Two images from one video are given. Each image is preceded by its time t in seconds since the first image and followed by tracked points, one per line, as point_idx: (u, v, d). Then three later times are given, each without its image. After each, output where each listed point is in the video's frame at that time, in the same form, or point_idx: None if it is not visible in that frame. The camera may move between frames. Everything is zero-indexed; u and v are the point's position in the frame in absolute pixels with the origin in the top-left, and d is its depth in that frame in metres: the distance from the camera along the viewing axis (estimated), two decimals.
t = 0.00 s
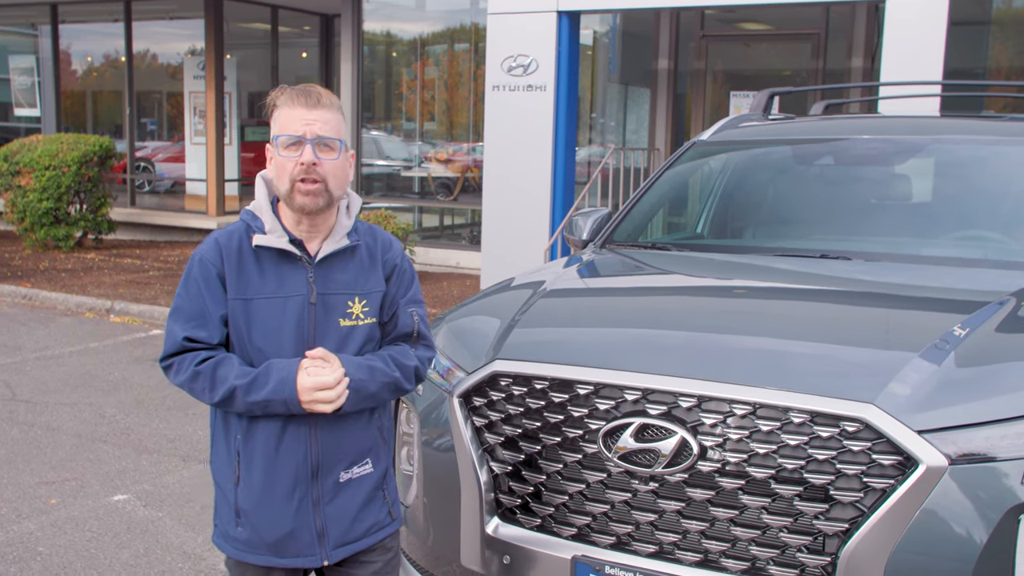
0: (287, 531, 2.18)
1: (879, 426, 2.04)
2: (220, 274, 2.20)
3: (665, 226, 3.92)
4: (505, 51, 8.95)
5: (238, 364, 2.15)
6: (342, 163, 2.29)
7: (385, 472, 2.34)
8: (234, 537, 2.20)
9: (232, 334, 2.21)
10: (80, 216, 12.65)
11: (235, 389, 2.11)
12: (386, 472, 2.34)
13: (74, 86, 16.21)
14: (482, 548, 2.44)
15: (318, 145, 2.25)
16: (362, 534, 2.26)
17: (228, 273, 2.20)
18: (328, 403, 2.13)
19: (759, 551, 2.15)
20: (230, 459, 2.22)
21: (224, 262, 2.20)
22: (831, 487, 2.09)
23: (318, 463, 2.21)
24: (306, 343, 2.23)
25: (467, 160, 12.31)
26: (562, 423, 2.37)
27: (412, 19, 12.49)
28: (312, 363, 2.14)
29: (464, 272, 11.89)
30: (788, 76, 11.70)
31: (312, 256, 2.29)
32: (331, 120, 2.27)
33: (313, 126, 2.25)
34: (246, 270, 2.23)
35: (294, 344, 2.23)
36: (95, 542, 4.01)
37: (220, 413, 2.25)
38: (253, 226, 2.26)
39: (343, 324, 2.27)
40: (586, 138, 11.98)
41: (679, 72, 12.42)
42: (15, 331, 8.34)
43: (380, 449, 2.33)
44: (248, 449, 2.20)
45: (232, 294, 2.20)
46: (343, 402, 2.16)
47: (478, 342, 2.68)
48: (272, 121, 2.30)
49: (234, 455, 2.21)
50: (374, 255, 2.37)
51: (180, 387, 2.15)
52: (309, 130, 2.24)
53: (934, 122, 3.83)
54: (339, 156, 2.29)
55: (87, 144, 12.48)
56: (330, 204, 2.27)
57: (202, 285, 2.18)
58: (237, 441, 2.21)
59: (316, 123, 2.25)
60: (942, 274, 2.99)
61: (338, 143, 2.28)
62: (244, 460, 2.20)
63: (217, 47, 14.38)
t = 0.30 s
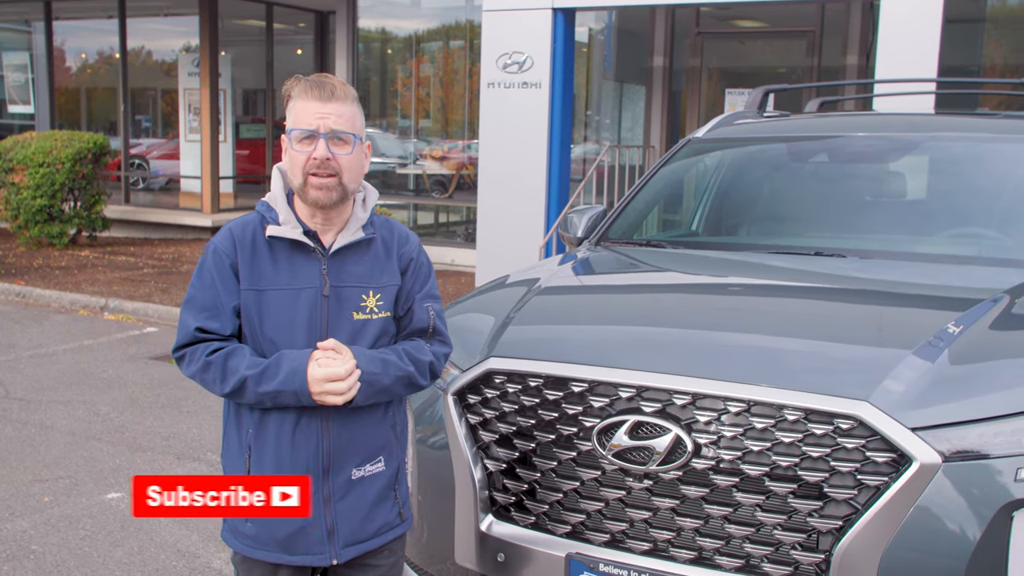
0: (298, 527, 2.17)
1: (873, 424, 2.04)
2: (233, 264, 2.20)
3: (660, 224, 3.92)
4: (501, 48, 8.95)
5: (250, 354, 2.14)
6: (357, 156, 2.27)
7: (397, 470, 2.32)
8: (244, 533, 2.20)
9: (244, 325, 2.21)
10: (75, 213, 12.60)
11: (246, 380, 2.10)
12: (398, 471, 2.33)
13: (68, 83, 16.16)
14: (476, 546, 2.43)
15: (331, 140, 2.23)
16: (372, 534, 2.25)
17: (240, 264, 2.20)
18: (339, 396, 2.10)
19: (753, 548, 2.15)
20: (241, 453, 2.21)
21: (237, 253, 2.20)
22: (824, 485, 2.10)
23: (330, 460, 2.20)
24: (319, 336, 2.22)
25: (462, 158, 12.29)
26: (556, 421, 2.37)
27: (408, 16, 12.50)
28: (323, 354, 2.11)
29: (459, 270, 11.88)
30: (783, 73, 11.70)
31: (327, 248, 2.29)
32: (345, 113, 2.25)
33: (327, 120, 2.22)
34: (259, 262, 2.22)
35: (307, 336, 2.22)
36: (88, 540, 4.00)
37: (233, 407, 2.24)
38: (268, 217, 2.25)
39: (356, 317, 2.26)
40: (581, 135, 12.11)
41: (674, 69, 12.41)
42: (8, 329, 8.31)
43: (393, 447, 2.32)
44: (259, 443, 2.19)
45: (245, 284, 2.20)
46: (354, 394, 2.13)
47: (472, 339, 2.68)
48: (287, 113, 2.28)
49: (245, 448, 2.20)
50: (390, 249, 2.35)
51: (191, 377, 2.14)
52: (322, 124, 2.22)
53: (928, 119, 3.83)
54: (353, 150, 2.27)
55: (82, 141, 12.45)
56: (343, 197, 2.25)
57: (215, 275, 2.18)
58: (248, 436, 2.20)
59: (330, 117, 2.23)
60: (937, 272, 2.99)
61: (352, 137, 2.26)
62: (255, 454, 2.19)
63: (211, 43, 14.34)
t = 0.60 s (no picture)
0: (303, 530, 2.17)
1: (869, 423, 2.04)
2: (242, 267, 2.20)
3: (656, 223, 3.92)
4: (497, 47, 8.94)
5: (259, 358, 2.14)
6: (370, 161, 2.27)
7: (403, 475, 2.32)
8: (249, 535, 2.20)
9: (253, 328, 2.21)
10: (70, 213, 12.58)
11: (254, 385, 2.10)
12: (405, 475, 2.32)
13: (63, 81, 16.13)
14: (473, 546, 2.43)
15: (345, 145, 2.23)
16: (377, 538, 2.24)
17: (250, 266, 2.19)
18: (348, 401, 2.10)
19: (749, 547, 2.16)
20: (248, 455, 2.21)
21: (247, 255, 2.20)
22: (821, 484, 2.10)
23: (337, 464, 2.19)
24: (328, 340, 2.22)
25: (458, 157, 12.28)
26: (553, 421, 2.37)
27: (404, 15, 12.49)
28: (333, 359, 2.11)
29: (455, 269, 11.88)
30: (779, 73, 11.71)
31: (336, 251, 2.28)
32: (359, 118, 2.24)
33: (341, 125, 2.22)
34: (269, 264, 2.22)
35: (315, 340, 2.21)
36: (84, 540, 4.00)
37: (240, 408, 2.24)
38: (278, 219, 2.24)
39: (365, 322, 2.26)
40: (578, 134, 11.86)
41: (670, 68, 12.43)
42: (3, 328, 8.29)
43: (400, 452, 2.31)
44: (266, 446, 2.19)
45: (254, 287, 2.19)
46: (364, 400, 2.13)
47: (468, 339, 2.68)
48: (299, 117, 2.27)
49: (252, 450, 2.20)
50: (400, 252, 2.35)
51: (199, 381, 2.14)
52: (336, 129, 2.22)
53: (924, 118, 3.84)
54: (367, 155, 2.26)
55: (77, 140, 12.42)
56: (355, 202, 2.24)
57: (225, 277, 2.18)
58: (255, 438, 2.20)
59: (344, 121, 2.22)
60: (933, 271, 3.00)
61: (366, 142, 2.25)
62: (261, 457, 2.19)
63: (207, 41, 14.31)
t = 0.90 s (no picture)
0: (301, 531, 2.17)
1: (866, 425, 2.04)
2: (245, 265, 2.19)
3: (654, 224, 3.92)
4: (494, 49, 8.94)
5: (260, 356, 2.14)
6: (374, 162, 2.26)
7: (403, 478, 2.31)
8: (247, 535, 2.20)
9: (255, 327, 2.20)
10: (67, 215, 12.57)
11: (254, 381, 2.10)
12: (404, 478, 2.32)
13: (61, 83, 16.11)
14: (470, 547, 2.43)
15: (349, 144, 2.22)
16: (375, 541, 2.24)
17: (253, 265, 2.19)
18: (350, 402, 2.09)
19: (747, 549, 2.16)
20: (248, 455, 2.20)
21: (250, 254, 2.19)
22: (818, 486, 2.10)
23: (336, 466, 2.19)
24: (330, 341, 2.22)
25: (456, 158, 12.27)
26: (550, 422, 2.37)
27: (402, 16, 12.50)
28: (335, 359, 2.11)
29: (453, 271, 11.87)
30: (776, 74, 11.71)
31: (340, 252, 2.27)
32: (364, 117, 2.23)
33: (346, 124, 2.21)
34: (272, 264, 2.22)
35: (317, 341, 2.21)
36: (81, 542, 3.99)
37: (240, 408, 2.23)
38: (282, 219, 2.23)
39: (368, 324, 2.25)
40: (575, 135, 11.97)
41: (668, 70, 12.44)
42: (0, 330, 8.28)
43: (399, 455, 2.31)
44: (266, 446, 2.19)
45: (257, 286, 2.19)
46: (366, 399, 2.12)
47: (468, 340, 2.68)
48: (304, 116, 2.26)
49: (251, 450, 2.20)
50: (404, 255, 2.35)
51: (201, 378, 2.14)
52: (341, 128, 2.21)
53: (921, 120, 3.84)
54: (372, 154, 2.26)
55: (74, 142, 12.40)
56: (360, 204, 2.24)
57: (228, 275, 2.17)
58: (255, 438, 2.19)
59: (349, 120, 2.21)
60: (930, 273, 3.00)
61: (371, 142, 2.25)
62: (261, 457, 2.19)
63: (205, 43, 14.32)
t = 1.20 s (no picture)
0: (299, 526, 2.17)
1: (868, 422, 2.04)
2: (245, 259, 2.19)
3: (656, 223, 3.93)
4: (495, 48, 8.95)
5: (261, 348, 2.14)
6: (374, 152, 2.28)
7: (400, 473, 2.31)
8: (245, 529, 2.21)
9: (255, 321, 2.20)
10: (68, 213, 12.58)
11: (255, 373, 2.09)
12: (402, 473, 2.32)
13: (61, 82, 16.12)
14: (472, 545, 2.43)
15: (350, 134, 2.24)
16: (372, 536, 2.24)
17: (252, 259, 2.19)
18: (351, 392, 2.09)
19: (749, 547, 2.16)
20: (247, 449, 2.21)
21: (250, 247, 2.19)
22: (820, 483, 2.10)
23: (334, 460, 2.19)
24: (329, 335, 2.22)
25: (457, 157, 12.28)
26: (552, 420, 2.37)
27: (403, 15, 12.51)
28: (336, 349, 2.11)
29: (454, 270, 11.88)
30: (777, 73, 11.71)
31: (339, 247, 2.28)
32: (366, 108, 2.26)
33: (347, 113, 2.23)
34: (272, 258, 2.22)
35: (317, 334, 2.21)
36: (84, 539, 4.00)
37: (239, 403, 2.24)
38: (281, 214, 2.24)
39: (367, 318, 2.25)
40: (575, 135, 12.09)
41: (669, 69, 12.43)
42: (2, 328, 8.29)
43: (398, 449, 2.31)
44: (264, 441, 2.19)
45: (256, 280, 2.20)
46: (366, 390, 2.11)
47: (469, 338, 2.68)
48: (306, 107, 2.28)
49: (250, 445, 2.20)
50: (403, 250, 2.35)
51: (200, 371, 2.14)
52: (342, 117, 2.23)
53: (923, 119, 3.84)
54: (371, 145, 2.27)
55: (75, 141, 12.40)
56: (358, 193, 2.25)
57: (228, 270, 2.18)
58: (254, 433, 2.20)
59: (351, 110, 2.23)
60: (932, 271, 3.00)
61: (371, 131, 2.26)
62: (259, 451, 2.19)
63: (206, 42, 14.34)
